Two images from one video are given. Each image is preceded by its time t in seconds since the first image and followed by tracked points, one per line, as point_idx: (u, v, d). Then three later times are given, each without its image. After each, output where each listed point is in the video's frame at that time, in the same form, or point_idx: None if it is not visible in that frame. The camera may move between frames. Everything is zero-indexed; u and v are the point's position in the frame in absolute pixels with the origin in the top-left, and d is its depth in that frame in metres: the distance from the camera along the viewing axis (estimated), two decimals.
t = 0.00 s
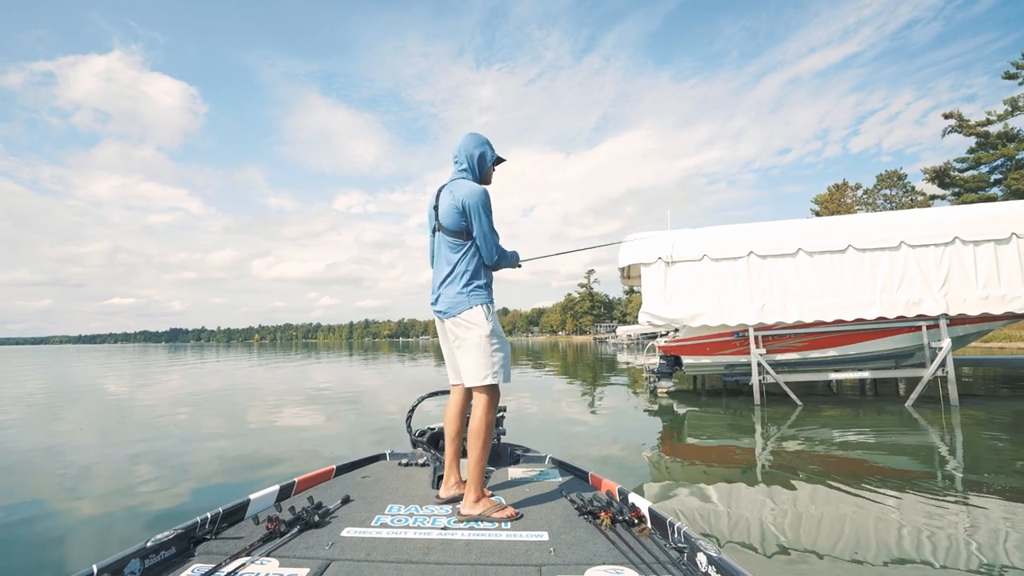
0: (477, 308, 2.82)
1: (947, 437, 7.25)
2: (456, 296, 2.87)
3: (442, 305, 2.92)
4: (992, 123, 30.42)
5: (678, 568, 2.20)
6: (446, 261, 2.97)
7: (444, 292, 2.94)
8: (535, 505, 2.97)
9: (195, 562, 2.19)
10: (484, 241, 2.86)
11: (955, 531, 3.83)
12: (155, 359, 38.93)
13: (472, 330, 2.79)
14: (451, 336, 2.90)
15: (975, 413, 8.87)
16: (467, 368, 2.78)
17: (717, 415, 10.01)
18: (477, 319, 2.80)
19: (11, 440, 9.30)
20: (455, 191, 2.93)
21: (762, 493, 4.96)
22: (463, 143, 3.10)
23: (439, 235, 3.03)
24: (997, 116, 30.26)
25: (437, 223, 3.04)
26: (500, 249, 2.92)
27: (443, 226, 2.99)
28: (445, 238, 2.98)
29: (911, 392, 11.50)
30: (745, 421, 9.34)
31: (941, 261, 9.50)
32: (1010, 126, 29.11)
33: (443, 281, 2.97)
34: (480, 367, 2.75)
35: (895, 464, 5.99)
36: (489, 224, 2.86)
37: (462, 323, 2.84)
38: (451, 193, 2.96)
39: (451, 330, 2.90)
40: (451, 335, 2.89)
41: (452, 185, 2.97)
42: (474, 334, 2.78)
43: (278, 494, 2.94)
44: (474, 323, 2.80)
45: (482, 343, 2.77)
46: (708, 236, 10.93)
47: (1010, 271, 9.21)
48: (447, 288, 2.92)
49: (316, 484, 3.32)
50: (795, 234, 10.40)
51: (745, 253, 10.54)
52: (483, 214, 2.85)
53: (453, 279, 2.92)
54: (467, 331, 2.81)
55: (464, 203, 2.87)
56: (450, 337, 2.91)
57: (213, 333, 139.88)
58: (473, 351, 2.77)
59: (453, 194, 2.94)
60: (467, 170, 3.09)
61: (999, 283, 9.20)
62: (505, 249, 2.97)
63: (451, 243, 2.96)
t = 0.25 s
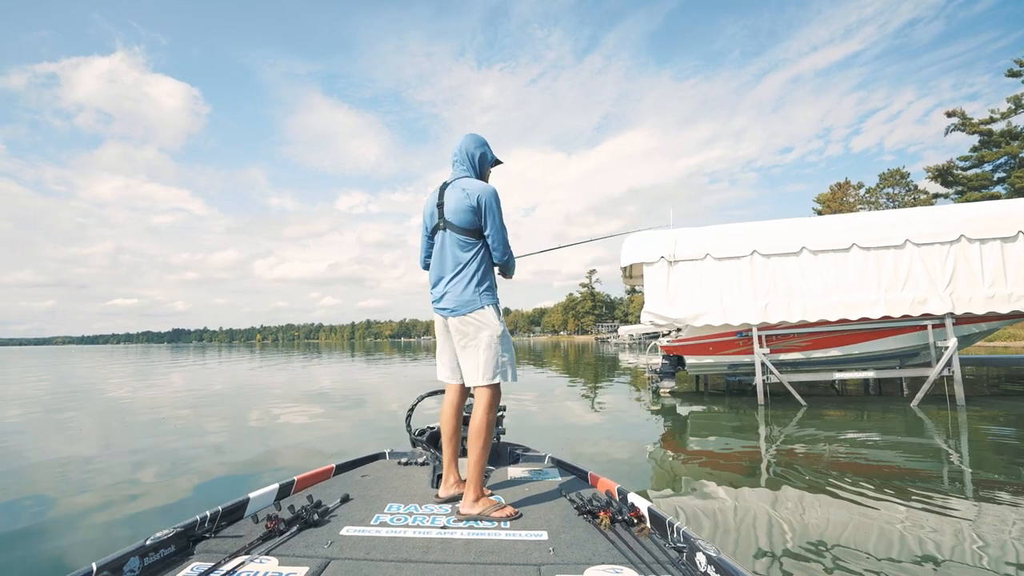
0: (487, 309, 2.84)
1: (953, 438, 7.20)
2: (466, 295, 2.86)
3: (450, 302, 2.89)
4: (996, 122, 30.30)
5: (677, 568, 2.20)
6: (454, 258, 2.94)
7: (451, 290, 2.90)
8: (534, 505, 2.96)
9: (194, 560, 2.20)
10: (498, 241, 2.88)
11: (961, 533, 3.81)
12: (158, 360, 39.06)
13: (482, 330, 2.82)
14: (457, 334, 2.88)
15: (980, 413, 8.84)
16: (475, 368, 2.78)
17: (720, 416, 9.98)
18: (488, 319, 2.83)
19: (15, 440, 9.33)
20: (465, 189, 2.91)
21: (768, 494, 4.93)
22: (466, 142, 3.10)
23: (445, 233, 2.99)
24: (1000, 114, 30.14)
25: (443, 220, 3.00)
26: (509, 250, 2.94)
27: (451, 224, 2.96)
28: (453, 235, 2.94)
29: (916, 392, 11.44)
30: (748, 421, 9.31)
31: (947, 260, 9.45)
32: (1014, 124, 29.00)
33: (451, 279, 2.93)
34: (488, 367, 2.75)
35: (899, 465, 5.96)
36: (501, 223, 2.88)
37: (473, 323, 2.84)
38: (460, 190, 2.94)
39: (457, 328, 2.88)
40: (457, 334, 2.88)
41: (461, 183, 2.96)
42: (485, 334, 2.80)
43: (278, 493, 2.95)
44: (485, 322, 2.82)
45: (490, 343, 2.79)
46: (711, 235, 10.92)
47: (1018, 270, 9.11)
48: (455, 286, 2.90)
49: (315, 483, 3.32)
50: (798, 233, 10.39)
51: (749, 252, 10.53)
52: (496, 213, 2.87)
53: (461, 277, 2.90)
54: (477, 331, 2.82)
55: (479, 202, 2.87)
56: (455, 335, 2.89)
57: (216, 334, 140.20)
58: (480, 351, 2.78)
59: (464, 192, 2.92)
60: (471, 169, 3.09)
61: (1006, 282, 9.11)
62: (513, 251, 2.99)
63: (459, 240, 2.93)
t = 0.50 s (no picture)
0: (486, 308, 2.83)
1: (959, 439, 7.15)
2: (465, 294, 2.86)
3: (450, 301, 2.90)
4: (999, 121, 30.21)
5: (677, 568, 2.20)
6: (454, 258, 2.94)
7: (451, 289, 2.91)
8: (534, 505, 2.96)
9: (194, 560, 2.20)
10: (497, 239, 2.87)
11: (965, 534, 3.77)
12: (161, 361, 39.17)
13: (481, 329, 2.81)
14: (456, 334, 2.88)
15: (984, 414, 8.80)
16: (474, 367, 2.77)
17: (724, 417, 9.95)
18: (487, 319, 2.82)
19: (19, 442, 9.36)
20: (466, 188, 2.92)
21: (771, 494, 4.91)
22: (467, 143, 3.11)
23: (446, 233, 3.00)
24: (1003, 114, 30.05)
25: (444, 221, 3.01)
26: (509, 248, 2.92)
27: (452, 224, 2.97)
28: (454, 235, 2.95)
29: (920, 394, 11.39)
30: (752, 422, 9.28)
31: (952, 260, 9.43)
32: (1017, 124, 28.91)
33: (451, 278, 2.94)
34: (486, 367, 2.75)
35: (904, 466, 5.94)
36: (500, 222, 2.87)
37: (472, 322, 2.84)
38: (461, 190, 2.95)
39: (457, 327, 2.88)
40: (457, 333, 2.88)
41: (461, 183, 2.97)
42: (483, 333, 2.80)
43: (278, 493, 2.95)
44: (484, 322, 2.81)
45: (489, 342, 2.78)
46: (713, 236, 10.91)
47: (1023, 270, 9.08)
48: (456, 285, 2.90)
49: (315, 483, 3.32)
50: (802, 233, 10.37)
51: (752, 252, 10.51)
52: (496, 212, 2.87)
53: (462, 276, 2.91)
54: (475, 331, 2.82)
55: (479, 202, 2.88)
56: (456, 335, 2.90)
57: (218, 335, 140.53)
58: (479, 350, 2.78)
59: (464, 192, 2.93)
60: (471, 170, 3.10)
61: (1012, 282, 9.08)
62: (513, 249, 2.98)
63: (460, 240, 2.94)
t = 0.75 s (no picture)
0: (486, 308, 2.83)
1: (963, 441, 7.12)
2: (464, 295, 2.87)
3: (450, 302, 2.90)
4: (1002, 122, 30.12)
5: (678, 568, 2.19)
6: (453, 259, 2.94)
7: (451, 290, 2.92)
8: (535, 505, 2.96)
9: (195, 561, 2.21)
10: (495, 239, 2.86)
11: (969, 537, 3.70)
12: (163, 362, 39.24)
13: (481, 329, 2.81)
14: (457, 335, 2.89)
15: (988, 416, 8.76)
16: (474, 367, 2.77)
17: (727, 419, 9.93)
18: (486, 319, 2.82)
19: (22, 442, 9.39)
20: (464, 189, 2.92)
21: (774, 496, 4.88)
22: (466, 145, 3.11)
23: (446, 234, 3.00)
24: (1007, 115, 29.94)
25: (444, 222, 3.02)
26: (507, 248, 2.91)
27: (451, 225, 2.97)
28: (453, 236, 2.95)
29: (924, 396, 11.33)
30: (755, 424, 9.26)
31: (957, 261, 9.40)
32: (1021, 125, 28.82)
33: (451, 279, 2.94)
34: (486, 367, 2.75)
35: (908, 468, 5.91)
36: (498, 222, 2.87)
37: (471, 323, 2.84)
38: (459, 191, 2.95)
39: (457, 328, 2.89)
40: (457, 334, 2.88)
41: (460, 184, 2.97)
42: (483, 334, 2.80)
43: (278, 494, 2.95)
44: (484, 322, 2.81)
45: (488, 343, 2.78)
46: (716, 237, 10.89)
47: None
48: (455, 286, 2.91)
49: (316, 484, 3.32)
50: (805, 234, 10.35)
51: (755, 253, 10.50)
52: (493, 212, 2.86)
53: (461, 278, 2.91)
54: (475, 331, 2.82)
55: (477, 202, 2.87)
56: (456, 336, 2.90)
57: (221, 336, 140.83)
58: (479, 351, 2.78)
59: (463, 193, 2.93)
60: (471, 171, 3.09)
61: (1017, 283, 9.03)
62: (512, 249, 2.97)
63: (459, 241, 2.94)
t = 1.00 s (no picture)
0: (486, 309, 2.83)
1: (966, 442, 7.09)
2: (464, 296, 2.87)
3: (450, 303, 2.90)
4: (1005, 122, 30.04)
5: (678, 569, 2.18)
6: (453, 260, 2.94)
7: (451, 291, 2.92)
8: (535, 506, 2.95)
9: (195, 562, 2.20)
10: (495, 240, 2.86)
11: (975, 546, 3.65)
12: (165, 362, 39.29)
13: (481, 330, 2.81)
14: (457, 335, 2.89)
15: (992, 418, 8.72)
16: (475, 368, 2.77)
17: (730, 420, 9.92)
18: (486, 320, 2.81)
19: (23, 443, 9.41)
20: (463, 191, 2.92)
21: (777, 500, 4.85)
22: (464, 146, 3.11)
23: (445, 236, 3.01)
24: (1010, 115, 29.86)
25: (443, 224, 3.02)
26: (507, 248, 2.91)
27: (451, 226, 2.97)
28: (453, 238, 2.96)
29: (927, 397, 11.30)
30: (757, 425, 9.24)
31: (960, 262, 9.37)
32: None
33: (451, 280, 2.94)
34: (487, 368, 2.75)
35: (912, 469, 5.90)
36: (497, 223, 2.86)
37: (472, 323, 2.84)
38: (458, 193, 2.95)
39: (457, 329, 2.88)
40: (457, 335, 2.88)
41: (458, 185, 2.97)
42: (484, 334, 2.80)
43: (278, 495, 2.95)
44: (484, 323, 2.81)
45: (489, 344, 2.78)
46: (718, 237, 10.87)
47: None
48: (456, 287, 2.91)
49: (316, 485, 3.32)
50: (808, 235, 10.33)
51: (757, 254, 10.48)
52: (492, 212, 2.86)
53: (461, 279, 2.91)
54: (475, 332, 2.82)
55: (475, 203, 2.87)
56: (456, 337, 2.90)
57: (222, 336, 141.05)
58: (479, 351, 2.78)
59: (461, 195, 2.93)
60: (469, 172, 3.09)
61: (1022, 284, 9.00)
62: (511, 249, 2.96)
63: (458, 242, 2.94)
